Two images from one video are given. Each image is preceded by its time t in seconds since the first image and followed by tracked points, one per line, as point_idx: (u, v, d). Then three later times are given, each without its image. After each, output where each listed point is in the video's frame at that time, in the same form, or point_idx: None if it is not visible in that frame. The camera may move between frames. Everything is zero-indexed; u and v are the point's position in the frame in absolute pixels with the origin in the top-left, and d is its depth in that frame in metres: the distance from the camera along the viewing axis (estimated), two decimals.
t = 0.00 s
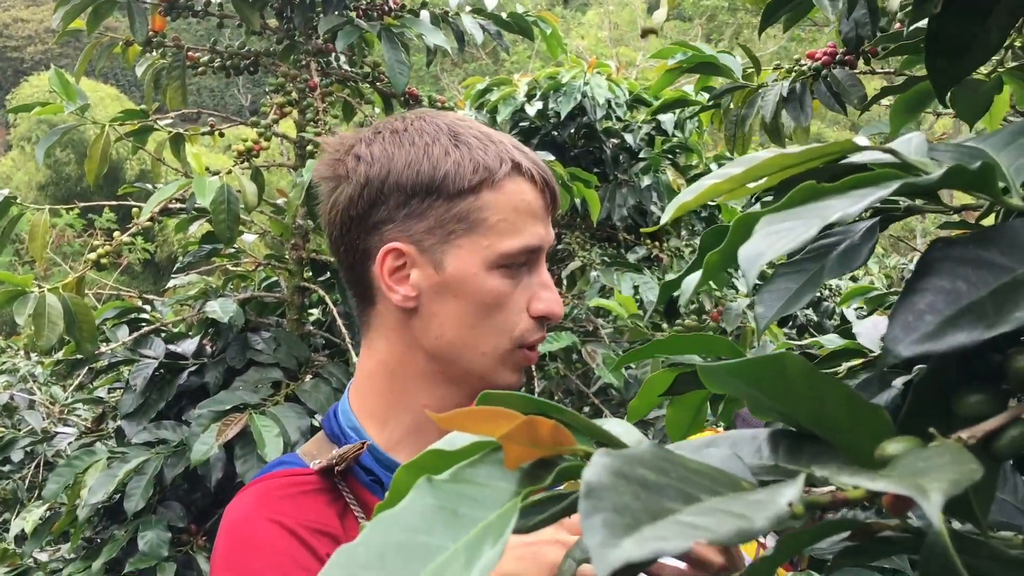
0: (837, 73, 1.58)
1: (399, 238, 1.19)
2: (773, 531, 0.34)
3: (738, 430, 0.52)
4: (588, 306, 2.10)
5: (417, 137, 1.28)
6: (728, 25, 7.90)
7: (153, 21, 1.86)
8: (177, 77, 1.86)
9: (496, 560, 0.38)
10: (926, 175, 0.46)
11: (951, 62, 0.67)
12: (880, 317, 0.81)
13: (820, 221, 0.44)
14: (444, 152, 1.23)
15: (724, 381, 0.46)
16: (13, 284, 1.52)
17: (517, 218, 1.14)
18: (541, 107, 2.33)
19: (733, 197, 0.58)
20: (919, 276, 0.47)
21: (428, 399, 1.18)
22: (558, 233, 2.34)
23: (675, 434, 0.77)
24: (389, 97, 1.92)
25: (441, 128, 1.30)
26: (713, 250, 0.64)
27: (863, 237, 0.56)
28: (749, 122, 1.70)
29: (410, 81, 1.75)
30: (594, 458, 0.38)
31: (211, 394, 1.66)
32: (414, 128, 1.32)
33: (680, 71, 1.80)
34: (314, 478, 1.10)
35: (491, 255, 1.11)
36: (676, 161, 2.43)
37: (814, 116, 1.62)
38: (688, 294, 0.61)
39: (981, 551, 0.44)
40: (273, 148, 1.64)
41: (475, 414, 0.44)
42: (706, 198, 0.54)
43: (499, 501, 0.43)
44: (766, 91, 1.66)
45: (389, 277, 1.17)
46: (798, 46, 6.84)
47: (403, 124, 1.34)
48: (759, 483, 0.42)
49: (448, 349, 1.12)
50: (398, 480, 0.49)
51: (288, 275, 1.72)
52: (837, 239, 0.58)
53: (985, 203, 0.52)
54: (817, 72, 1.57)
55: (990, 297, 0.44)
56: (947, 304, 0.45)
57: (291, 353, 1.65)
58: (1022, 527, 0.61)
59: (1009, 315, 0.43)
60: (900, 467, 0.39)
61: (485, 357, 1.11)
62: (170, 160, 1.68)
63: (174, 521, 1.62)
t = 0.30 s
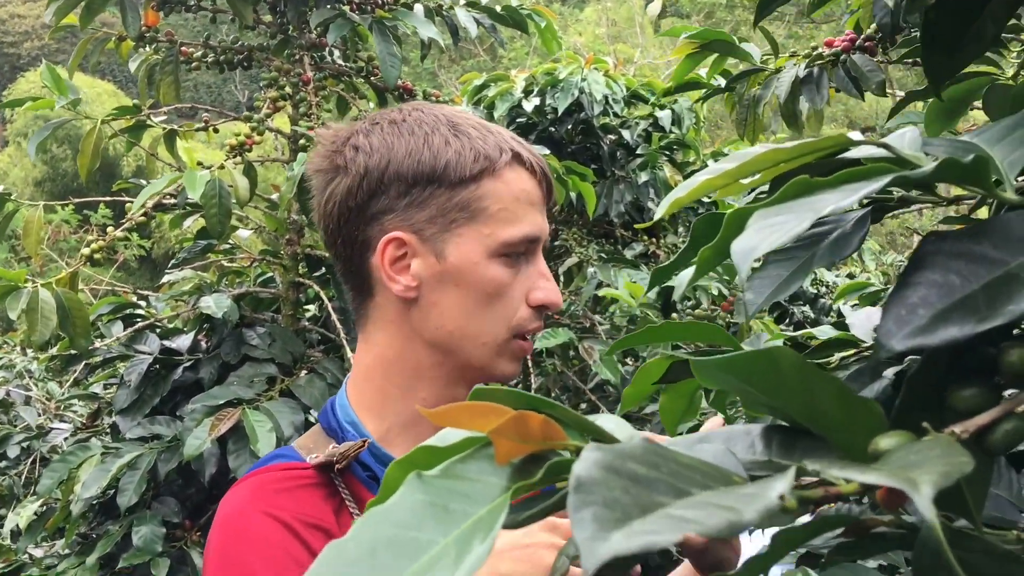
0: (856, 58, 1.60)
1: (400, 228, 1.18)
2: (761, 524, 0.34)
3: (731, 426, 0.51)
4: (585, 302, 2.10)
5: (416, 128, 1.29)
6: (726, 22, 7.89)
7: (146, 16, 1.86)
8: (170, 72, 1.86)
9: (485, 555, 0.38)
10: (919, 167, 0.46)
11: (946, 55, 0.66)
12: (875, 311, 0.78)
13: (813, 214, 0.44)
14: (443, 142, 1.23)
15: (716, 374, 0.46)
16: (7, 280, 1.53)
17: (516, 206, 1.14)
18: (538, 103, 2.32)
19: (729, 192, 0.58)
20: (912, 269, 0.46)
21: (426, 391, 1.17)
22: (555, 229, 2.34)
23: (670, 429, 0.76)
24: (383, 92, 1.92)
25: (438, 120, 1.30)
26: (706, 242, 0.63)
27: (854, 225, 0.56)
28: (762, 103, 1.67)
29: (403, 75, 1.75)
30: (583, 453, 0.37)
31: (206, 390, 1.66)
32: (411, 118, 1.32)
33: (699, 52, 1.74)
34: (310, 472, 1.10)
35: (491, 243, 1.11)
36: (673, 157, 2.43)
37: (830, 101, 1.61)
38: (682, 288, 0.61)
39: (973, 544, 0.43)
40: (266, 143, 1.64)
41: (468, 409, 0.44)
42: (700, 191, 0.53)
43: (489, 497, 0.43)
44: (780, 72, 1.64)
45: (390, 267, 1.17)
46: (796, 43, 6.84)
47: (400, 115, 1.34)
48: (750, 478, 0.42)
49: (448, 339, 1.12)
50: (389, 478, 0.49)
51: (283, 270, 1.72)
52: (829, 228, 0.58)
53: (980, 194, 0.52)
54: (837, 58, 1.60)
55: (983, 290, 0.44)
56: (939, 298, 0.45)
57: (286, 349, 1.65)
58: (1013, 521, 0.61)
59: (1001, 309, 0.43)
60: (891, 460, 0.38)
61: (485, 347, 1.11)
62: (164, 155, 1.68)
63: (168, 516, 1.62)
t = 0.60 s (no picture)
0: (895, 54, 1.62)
1: (394, 218, 1.19)
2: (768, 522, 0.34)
3: (736, 423, 0.51)
4: (586, 301, 2.10)
5: (405, 122, 1.31)
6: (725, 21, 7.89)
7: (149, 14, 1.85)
8: (174, 70, 1.86)
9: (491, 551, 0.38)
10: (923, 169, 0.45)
11: (952, 55, 0.66)
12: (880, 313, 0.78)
13: (816, 217, 0.44)
14: (431, 134, 1.25)
15: (725, 372, 0.46)
16: (9, 279, 1.53)
17: (506, 190, 1.15)
18: (539, 101, 2.33)
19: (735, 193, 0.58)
20: (918, 269, 0.46)
21: (432, 383, 1.16)
22: (556, 228, 2.34)
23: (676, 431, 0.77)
24: (386, 91, 1.92)
25: (427, 114, 1.32)
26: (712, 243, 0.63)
27: (860, 230, 0.56)
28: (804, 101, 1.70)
29: (406, 74, 1.75)
30: (588, 451, 0.37)
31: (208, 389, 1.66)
32: (402, 115, 1.35)
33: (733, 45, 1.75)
34: (326, 467, 1.11)
35: (484, 228, 1.11)
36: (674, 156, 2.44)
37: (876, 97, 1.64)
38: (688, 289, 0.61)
39: (977, 542, 0.43)
40: (269, 142, 1.64)
41: (473, 408, 0.45)
42: (705, 193, 0.54)
43: (498, 491, 0.43)
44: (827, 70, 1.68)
45: (385, 257, 1.18)
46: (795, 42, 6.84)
47: (393, 112, 1.36)
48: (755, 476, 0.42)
49: (445, 326, 1.11)
50: (394, 476, 0.49)
51: (285, 269, 1.72)
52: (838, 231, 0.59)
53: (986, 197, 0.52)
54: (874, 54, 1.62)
55: (987, 291, 0.44)
56: (944, 299, 0.45)
57: (288, 348, 1.65)
58: (1020, 520, 0.61)
59: (1006, 310, 0.43)
60: (896, 460, 0.38)
61: (484, 331, 1.10)
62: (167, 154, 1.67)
63: (171, 515, 1.62)
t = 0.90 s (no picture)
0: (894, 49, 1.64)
1: (402, 214, 1.20)
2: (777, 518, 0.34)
3: (739, 420, 0.53)
4: (587, 300, 2.11)
5: (433, 123, 1.31)
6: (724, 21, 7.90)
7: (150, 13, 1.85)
8: (175, 69, 1.86)
9: (502, 549, 0.38)
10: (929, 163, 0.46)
11: (954, 53, 0.67)
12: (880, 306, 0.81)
13: (823, 211, 0.44)
14: (453, 138, 1.25)
15: (729, 368, 0.46)
16: (12, 278, 1.53)
17: (518, 206, 1.15)
18: (540, 100, 2.33)
19: (736, 190, 0.59)
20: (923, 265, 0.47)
21: (425, 386, 1.17)
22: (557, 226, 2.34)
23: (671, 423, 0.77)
24: (387, 90, 1.92)
25: (455, 119, 1.32)
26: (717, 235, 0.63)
27: (861, 222, 0.57)
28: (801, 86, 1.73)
29: (408, 73, 1.76)
30: (597, 450, 0.38)
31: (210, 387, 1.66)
32: (431, 116, 1.35)
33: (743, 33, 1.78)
34: (321, 471, 1.11)
35: (488, 238, 1.12)
36: (675, 155, 2.44)
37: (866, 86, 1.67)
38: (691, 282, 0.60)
39: (985, 537, 0.43)
40: (271, 141, 1.64)
41: (476, 406, 0.45)
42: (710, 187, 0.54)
43: (505, 492, 0.43)
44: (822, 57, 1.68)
45: (389, 252, 1.18)
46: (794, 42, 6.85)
47: (422, 113, 1.37)
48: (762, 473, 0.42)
49: (440, 331, 1.12)
50: (404, 474, 0.49)
51: (287, 269, 1.72)
52: (838, 222, 0.59)
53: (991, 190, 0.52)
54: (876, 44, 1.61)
55: (993, 284, 0.45)
56: (950, 293, 0.45)
57: (291, 347, 1.65)
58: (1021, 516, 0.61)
59: (1010, 302, 0.43)
60: (903, 455, 0.39)
61: (476, 340, 1.10)
62: (168, 153, 1.68)
63: (173, 514, 1.63)
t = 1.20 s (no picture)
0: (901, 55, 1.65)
1: (378, 223, 1.21)
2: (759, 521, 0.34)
3: (729, 419, 0.52)
4: (583, 300, 2.10)
5: (393, 126, 1.31)
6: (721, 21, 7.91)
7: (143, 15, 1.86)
8: (169, 71, 1.86)
9: (489, 555, 0.38)
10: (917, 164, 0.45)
11: (948, 49, 0.64)
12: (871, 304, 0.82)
13: (809, 211, 0.44)
14: (415, 139, 1.25)
15: (718, 369, 0.46)
16: (7, 280, 1.53)
17: (491, 197, 1.15)
18: (536, 101, 2.33)
19: (727, 189, 0.58)
20: (912, 265, 0.47)
21: (423, 386, 1.17)
22: (553, 227, 2.34)
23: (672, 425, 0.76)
24: (381, 91, 1.93)
25: (414, 117, 1.33)
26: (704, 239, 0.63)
27: (854, 225, 0.55)
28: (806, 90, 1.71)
29: (401, 74, 1.76)
30: (585, 454, 0.37)
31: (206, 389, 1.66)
32: (388, 119, 1.35)
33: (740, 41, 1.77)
34: (324, 470, 1.10)
35: (466, 234, 1.12)
36: (671, 155, 2.44)
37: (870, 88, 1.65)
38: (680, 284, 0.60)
39: (971, 537, 0.42)
40: (265, 141, 1.64)
41: (463, 409, 0.44)
42: (698, 188, 0.53)
43: (490, 496, 0.43)
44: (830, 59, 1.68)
45: (371, 262, 1.19)
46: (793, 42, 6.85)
47: (380, 116, 1.37)
48: (750, 473, 0.42)
49: (431, 331, 1.13)
50: (390, 477, 0.49)
51: (282, 270, 1.73)
52: (831, 224, 0.59)
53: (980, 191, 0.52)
54: (877, 47, 1.59)
55: (980, 285, 0.44)
56: (937, 294, 0.45)
57: (286, 348, 1.65)
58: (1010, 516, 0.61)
59: (998, 304, 0.43)
60: (888, 456, 0.38)
61: (470, 336, 1.11)
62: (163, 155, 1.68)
63: (169, 515, 1.63)
